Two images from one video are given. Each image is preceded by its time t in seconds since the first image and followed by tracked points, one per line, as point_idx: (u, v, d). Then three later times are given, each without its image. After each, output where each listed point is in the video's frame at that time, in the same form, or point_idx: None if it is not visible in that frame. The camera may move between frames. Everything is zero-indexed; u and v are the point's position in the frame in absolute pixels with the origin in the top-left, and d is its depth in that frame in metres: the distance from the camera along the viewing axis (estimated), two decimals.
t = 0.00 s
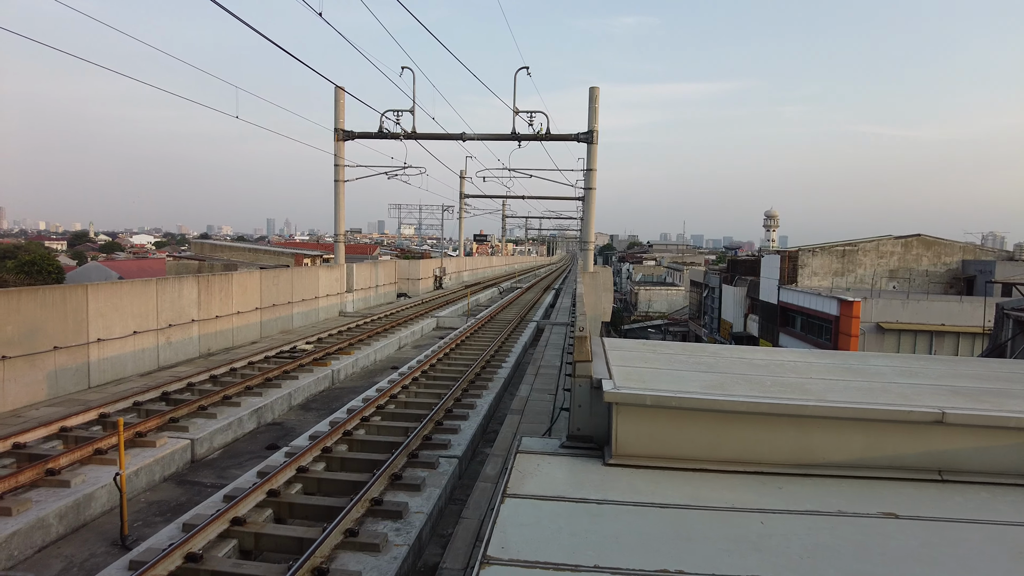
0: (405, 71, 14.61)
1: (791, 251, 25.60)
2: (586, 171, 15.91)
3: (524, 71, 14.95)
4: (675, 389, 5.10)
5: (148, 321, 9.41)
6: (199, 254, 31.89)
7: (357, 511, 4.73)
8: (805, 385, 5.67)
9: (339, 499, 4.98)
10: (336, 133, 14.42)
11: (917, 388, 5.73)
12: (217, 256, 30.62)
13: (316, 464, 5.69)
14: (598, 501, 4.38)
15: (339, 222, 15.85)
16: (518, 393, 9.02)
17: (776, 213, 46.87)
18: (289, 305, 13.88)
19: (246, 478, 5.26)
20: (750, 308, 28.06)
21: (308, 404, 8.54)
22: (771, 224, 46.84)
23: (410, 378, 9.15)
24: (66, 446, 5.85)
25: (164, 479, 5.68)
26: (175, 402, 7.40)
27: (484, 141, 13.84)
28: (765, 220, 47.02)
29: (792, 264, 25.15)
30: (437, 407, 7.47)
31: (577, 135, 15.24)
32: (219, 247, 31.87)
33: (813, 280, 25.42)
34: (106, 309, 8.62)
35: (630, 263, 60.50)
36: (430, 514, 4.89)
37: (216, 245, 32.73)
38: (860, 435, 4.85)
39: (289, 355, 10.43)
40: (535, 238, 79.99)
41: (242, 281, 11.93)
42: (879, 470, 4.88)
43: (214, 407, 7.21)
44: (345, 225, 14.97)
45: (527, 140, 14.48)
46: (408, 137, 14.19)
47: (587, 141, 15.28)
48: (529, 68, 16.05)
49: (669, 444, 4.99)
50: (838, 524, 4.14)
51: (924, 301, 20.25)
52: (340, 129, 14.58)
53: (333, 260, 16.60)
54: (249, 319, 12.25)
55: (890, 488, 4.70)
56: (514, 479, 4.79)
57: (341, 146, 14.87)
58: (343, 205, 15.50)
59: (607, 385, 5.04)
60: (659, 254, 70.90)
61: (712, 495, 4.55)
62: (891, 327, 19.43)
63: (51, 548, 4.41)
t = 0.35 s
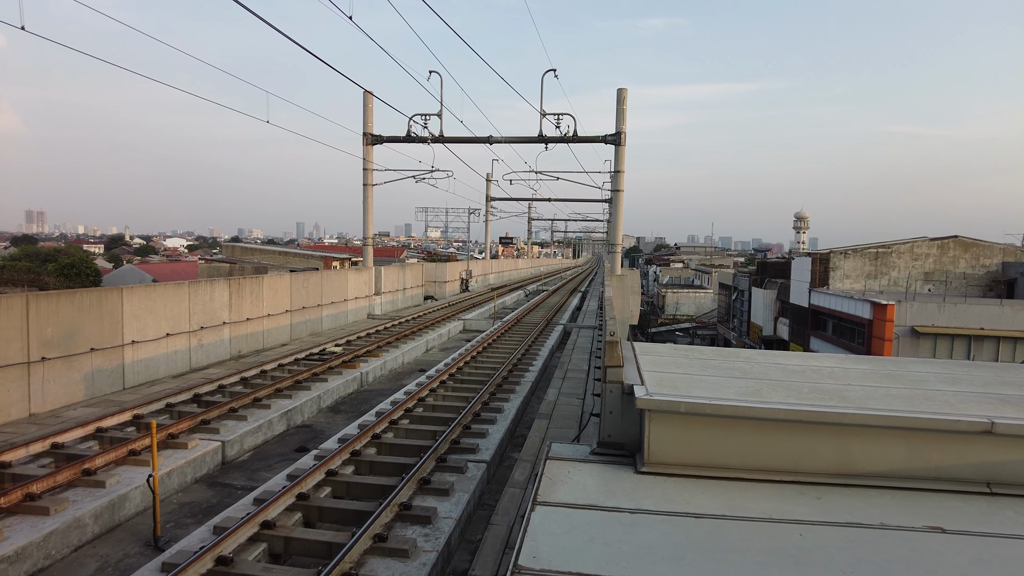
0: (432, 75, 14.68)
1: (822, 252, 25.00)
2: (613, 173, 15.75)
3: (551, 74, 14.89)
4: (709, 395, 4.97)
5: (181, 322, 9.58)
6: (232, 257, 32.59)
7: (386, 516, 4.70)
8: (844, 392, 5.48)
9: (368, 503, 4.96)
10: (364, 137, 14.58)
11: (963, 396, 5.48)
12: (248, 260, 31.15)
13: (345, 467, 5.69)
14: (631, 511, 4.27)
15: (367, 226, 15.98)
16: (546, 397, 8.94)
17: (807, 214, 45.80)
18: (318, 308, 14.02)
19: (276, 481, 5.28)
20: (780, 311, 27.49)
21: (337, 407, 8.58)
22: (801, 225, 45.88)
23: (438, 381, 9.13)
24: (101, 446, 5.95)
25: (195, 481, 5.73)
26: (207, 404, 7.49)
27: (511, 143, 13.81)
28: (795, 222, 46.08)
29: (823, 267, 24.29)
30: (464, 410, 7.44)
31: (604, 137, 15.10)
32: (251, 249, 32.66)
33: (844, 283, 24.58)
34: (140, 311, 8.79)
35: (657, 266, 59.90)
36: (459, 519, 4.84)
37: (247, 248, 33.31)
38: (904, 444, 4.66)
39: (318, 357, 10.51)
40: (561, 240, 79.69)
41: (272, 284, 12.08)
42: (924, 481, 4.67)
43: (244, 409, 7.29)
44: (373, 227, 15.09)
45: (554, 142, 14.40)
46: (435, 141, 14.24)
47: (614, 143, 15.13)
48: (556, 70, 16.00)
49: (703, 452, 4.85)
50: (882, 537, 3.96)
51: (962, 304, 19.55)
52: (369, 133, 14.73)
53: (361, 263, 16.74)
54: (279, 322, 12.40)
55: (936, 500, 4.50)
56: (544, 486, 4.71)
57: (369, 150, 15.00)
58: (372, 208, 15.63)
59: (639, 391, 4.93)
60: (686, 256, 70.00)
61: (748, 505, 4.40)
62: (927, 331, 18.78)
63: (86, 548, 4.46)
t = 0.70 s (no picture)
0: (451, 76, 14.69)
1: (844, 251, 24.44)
2: (632, 171, 15.63)
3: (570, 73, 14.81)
4: (731, 398, 4.88)
5: (204, 323, 9.71)
6: (253, 258, 32.95)
7: (405, 517, 4.67)
8: (871, 395, 5.34)
9: (387, 504, 4.95)
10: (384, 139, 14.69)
11: (995, 400, 5.31)
12: (269, 260, 31.46)
13: (364, 468, 5.69)
14: (652, 515, 4.20)
15: (387, 226, 16.05)
16: (565, 398, 8.87)
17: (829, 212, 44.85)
18: (338, 308, 14.11)
19: (296, 481, 5.30)
20: (803, 311, 27.05)
21: (357, 407, 8.61)
22: (824, 224, 45.06)
23: (458, 382, 9.12)
24: (125, 445, 6.04)
25: (217, 480, 5.78)
26: (229, 404, 7.57)
27: (529, 143, 13.77)
28: (818, 220, 45.24)
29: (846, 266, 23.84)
30: (483, 411, 7.41)
31: (624, 136, 14.99)
32: (272, 250, 33.00)
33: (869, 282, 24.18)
34: (163, 312, 8.91)
35: (677, 265, 59.32)
36: (478, 521, 4.81)
37: (269, 249, 33.66)
38: (934, 448, 4.52)
39: (338, 357, 10.58)
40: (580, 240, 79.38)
41: (292, 284, 12.18)
42: (955, 487, 4.53)
43: (265, 409, 7.35)
44: (392, 228, 15.15)
45: (573, 142, 14.32)
46: (454, 141, 14.24)
47: (633, 141, 15.01)
48: (575, 69, 15.91)
49: (725, 455, 4.76)
50: (912, 544, 3.84)
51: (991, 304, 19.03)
52: (388, 134, 14.82)
53: (381, 263, 16.82)
54: (300, 322, 12.50)
55: (967, 507, 4.35)
56: (563, 489, 4.66)
57: (388, 151, 15.07)
58: (391, 209, 15.69)
59: (660, 393, 4.85)
60: (707, 255, 69.23)
61: (772, 510, 4.30)
62: (954, 331, 18.30)
63: (110, 546, 4.52)
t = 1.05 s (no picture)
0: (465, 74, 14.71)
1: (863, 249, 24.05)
2: (647, 169, 15.52)
3: (584, 70, 14.75)
4: (746, 398, 4.82)
5: (220, 321, 9.81)
6: (269, 256, 33.22)
7: (418, 515, 4.68)
8: (889, 395, 5.24)
9: (401, 503, 4.96)
10: (399, 138, 14.75)
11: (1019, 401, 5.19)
12: (286, 259, 31.72)
13: (379, 466, 5.70)
14: (666, 516, 4.16)
15: (401, 225, 16.12)
16: (579, 397, 8.83)
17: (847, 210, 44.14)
18: (353, 307, 14.17)
19: (311, 479, 5.32)
20: (820, 309, 26.72)
21: (372, 404, 8.65)
22: (842, 221, 44.41)
23: (471, 380, 9.11)
24: (143, 442, 6.12)
25: (232, 477, 5.83)
26: (245, 401, 7.64)
27: (543, 141, 13.74)
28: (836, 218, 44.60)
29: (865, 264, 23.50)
30: (497, 410, 7.40)
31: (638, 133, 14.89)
32: (288, 249, 33.29)
33: (887, 280, 23.84)
34: (181, 310, 9.02)
35: (692, 263, 58.89)
36: (491, 520, 4.80)
37: (285, 248, 33.96)
38: (956, 450, 4.42)
39: (353, 355, 10.62)
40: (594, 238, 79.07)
41: (308, 283, 12.26)
42: (977, 489, 4.43)
43: (280, 407, 7.40)
44: (407, 227, 15.20)
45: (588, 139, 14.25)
46: (468, 140, 14.26)
47: (648, 139, 14.91)
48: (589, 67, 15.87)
49: (741, 456, 4.71)
50: (931, 547, 3.76)
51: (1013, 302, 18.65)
52: (403, 133, 14.87)
53: (395, 262, 16.88)
54: (315, 321, 12.57)
55: (989, 510, 4.26)
56: (577, 489, 4.64)
57: (403, 150, 15.13)
58: (405, 207, 15.74)
59: (674, 393, 4.81)
60: (723, 253, 68.58)
61: (788, 511, 4.24)
62: (975, 331, 17.95)
63: (128, 541, 4.58)
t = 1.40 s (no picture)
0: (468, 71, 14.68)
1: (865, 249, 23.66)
2: (651, 167, 15.48)
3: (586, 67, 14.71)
4: (747, 396, 4.81)
5: (223, 319, 9.84)
6: (273, 254, 33.38)
7: (419, 513, 4.69)
8: (891, 393, 5.23)
9: (402, 500, 4.97)
10: (402, 136, 14.76)
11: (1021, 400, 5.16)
12: (290, 256, 31.77)
13: (380, 463, 5.72)
14: (666, 514, 4.16)
15: (405, 223, 16.13)
16: (581, 395, 8.83)
17: (851, 208, 43.80)
18: (356, 305, 14.19)
19: (313, 476, 5.34)
20: (824, 308, 26.66)
21: (375, 402, 8.66)
22: (846, 219, 44.23)
23: (474, 378, 9.12)
24: (147, 439, 6.15)
25: (235, 474, 5.86)
26: (248, 399, 7.67)
27: (547, 139, 13.72)
28: (840, 215, 44.27)
29: (869, 262, 23.39)
30: (499, 407, 7.41)
31: (642, 131, 14.85)
32: (291, 247, 33.51)
33: (892, 278, 23.38)
34: (184, 308, 9.05)
35: (696, 262, 58.75)
36: (493, 518, 4.80)
37: (288, 246, 33.98)
38: (958, 449, 4.41)
39: (356, 353, 10.65)
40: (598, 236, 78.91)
41: (311, 280, 12.28)
42: (979, 488, 4.42)
43: (284, 404, 7.43)
44: (410, 225, 15.20)
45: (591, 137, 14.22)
46: (471, 138, 14.25)
47: (652, 137, 14.86)
48: (593, 64, 15.84)
49: (742, 454, 4.70)
50: (932, 546, 3.75)
51: (1018, 301, 18.55)
52: (407, 132, 14.88)
53: (399, 260, 16.89)
54: (318, 318, 12.60)
55: (991, 509, 4.24)
56: (578, 487, 4.64)
57: (406, 148, 15.14)
58: (409, 205, 15.75)
59: (676, 391, 4.80)
60: (727, 252, 68.35)
61: (789, 510, 4.24)
62: (980, 330, 17.85)
63: (131, 537, 4.60)
